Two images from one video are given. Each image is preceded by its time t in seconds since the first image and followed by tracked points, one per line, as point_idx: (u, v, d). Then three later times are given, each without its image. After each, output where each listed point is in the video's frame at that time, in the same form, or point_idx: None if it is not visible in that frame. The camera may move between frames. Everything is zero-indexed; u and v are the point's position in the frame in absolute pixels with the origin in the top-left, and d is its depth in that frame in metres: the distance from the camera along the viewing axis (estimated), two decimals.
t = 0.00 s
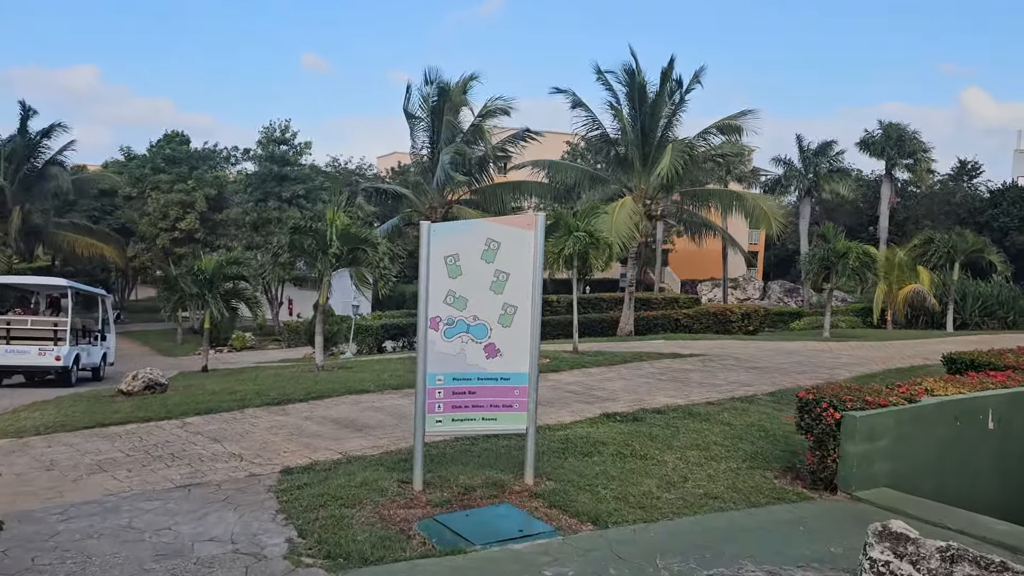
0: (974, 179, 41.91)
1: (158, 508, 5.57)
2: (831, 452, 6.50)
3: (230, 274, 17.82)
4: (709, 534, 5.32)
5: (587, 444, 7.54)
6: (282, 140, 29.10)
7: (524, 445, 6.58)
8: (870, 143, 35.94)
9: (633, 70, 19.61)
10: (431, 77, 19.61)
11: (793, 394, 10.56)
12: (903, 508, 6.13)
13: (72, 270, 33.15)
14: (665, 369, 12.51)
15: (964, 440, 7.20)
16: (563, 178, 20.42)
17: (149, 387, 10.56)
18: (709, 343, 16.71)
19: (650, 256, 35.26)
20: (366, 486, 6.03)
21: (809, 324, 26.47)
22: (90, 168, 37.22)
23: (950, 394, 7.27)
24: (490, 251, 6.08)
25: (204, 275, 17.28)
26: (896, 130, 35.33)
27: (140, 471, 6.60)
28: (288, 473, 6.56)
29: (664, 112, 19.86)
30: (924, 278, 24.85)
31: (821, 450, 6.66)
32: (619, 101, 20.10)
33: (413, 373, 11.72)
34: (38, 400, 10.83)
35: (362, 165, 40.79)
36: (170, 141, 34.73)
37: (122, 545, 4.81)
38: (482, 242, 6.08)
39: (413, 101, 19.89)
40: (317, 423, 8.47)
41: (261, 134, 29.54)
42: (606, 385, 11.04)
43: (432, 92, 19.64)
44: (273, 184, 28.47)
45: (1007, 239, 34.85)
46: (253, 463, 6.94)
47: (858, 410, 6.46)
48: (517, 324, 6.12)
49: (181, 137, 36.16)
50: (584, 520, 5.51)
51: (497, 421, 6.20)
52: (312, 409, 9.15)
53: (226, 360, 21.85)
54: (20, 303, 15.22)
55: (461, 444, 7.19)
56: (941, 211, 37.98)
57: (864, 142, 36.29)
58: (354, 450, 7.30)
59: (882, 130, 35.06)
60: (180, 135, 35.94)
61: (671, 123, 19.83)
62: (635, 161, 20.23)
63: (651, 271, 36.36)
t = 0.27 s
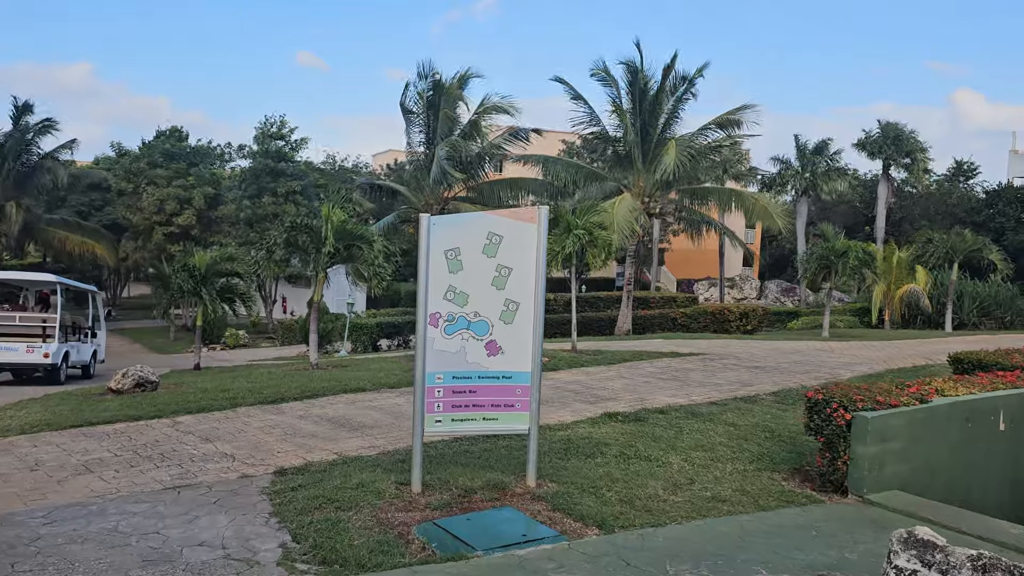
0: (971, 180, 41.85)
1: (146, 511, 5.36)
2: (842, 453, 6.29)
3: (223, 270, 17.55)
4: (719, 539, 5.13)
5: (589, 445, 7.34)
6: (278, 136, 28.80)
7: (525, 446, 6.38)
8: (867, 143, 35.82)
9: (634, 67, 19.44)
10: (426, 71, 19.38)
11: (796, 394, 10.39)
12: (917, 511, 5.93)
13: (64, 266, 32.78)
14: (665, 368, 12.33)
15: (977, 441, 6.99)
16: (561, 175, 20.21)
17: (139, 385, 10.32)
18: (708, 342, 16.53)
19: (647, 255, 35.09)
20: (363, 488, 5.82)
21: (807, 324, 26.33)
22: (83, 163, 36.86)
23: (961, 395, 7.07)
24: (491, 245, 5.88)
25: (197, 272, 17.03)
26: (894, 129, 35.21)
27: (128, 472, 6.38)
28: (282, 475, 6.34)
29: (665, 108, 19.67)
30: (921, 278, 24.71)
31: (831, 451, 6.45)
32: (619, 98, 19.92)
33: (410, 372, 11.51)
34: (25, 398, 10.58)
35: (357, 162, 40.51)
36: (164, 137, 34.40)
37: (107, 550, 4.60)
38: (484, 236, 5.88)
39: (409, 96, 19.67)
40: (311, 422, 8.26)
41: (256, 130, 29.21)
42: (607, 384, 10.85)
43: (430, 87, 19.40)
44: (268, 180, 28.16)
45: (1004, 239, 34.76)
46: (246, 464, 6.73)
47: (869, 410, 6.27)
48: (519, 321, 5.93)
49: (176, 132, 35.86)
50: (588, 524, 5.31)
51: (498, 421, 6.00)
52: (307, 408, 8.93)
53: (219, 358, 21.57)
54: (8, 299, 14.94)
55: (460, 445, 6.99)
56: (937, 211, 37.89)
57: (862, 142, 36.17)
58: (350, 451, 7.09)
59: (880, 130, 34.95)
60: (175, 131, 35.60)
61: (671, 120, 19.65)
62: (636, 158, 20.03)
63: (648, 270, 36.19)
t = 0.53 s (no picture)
0: (976, 179, 41.54)
1: (140, 517, 5.17)
2: (860, 458, 6.04)
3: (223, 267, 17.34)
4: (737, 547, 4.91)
5: (598, 448, 7.12)
6: (279, 131, 28.55)
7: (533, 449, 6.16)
8: (873, 140, 35.53)
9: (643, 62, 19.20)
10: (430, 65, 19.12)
11: (806, 395, 10.20)
12: (939, 518, 5.67)
13: (64, 262, 32.57)
14: (672, 368, 12.13)
15: (1000, 443, 6.70)
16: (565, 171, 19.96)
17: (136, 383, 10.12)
18: (713, 341, 16.32)
19: (650, 253, 34.85)
20: (365, 493, 5.62)
21: (812, 324, 26.10)
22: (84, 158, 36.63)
23: (982, 397, 6.77)
24: (499, 241, 5.67)
25: (197, 269, 16.77)
26: (900, 127, 34.93)
27: (123, 475, 6.19)
28: (282, 479, 6.15)
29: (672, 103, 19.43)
30: (928, 277, 24.44)
31: (848, 455, 6.21)
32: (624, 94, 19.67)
33: (413, 371, 11.31)
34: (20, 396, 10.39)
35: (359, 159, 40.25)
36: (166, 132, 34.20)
37: (98, 558, 4.41)
38: (491, 232, 5.67)
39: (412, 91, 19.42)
40: (312, 423, 8.06)
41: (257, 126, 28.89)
42: (613, 384, 10.65)
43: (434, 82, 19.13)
44: (269, 175, 27.89)
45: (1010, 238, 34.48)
46: (244, 467, 6.52)
47: (888, 413, 5.99)
48: (527, 320, 5.72)
49: (178, 127, 35.65)
50: (599, 532, 5.09)
51: (506, 423, 5.79)
52: (308, 408, 8.74)
53: (220, 356, 21.37)
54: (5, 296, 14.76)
55: (465, 448, 6.78)
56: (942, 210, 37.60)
57: (868, 140, 35.89)
58: (352, 453, 6.89)
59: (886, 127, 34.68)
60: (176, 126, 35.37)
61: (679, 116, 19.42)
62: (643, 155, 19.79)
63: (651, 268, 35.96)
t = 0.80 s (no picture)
0: (983, 178, 41.25)
1: (133, 522, 4.99)
2: (879, 461, 5.83)
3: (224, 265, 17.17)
4: (753, 554, 4.72)
5: (606, 449, 6.93)
6: (281, 129, 28.42)
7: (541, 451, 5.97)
8: (879, 139, 35.29)
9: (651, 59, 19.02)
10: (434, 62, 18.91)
11: (817, 395, 9.99)
12: (962, 523, 5.46)
13: (67, 261, 32.48)
14: (679, 368, 11.94)
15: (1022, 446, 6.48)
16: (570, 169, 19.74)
17: (135, 382, 9.95)
18: (720, 341, 16.11)
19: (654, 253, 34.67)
20: (367, 497, 5.43)
21: (818, 324, 25.89)
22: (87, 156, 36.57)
23: (1004, 398, 6.57)
24: (507, 236, 5.48)
25: (198, 268, 16.57)
26: (906, 126, 34.69)
27: (118, 477, 6.02)
28: (282, 481, 5.96)
29: (679, 101, 19.26)
30: (936, 277, 24.18)
31: (867, 458, 5.99)
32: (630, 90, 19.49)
33: (416, 371, 11.13)
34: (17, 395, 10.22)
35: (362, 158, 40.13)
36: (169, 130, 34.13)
37: (88, 565, 4.23)
38: (499, 227, 5.49)
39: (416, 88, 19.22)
40: (313, 423, 7.87)
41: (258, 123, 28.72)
42: (620, 384, 10.46)
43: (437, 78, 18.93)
44: (271, 173, 27.74)
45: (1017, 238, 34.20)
46: (243, 469, 6.35)
47: (908, 415, 5.79)
48: (536, 317, 5.54)
49: (180, 125, 35.51)
50: (610, 538, 4.90)
51: (513, 425, 5.60)
52: (309, 408, 8.55)
53: (221, 355, 21.21)
54: (4, 293, 14.61)
55: (471, 450, 6.59)
56: (948, 210, 37.31)
57: (874, 139, 35.65)
58: (354, 455, 6.71)
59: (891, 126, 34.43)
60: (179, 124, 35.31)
61: (686, 113, 19.24)
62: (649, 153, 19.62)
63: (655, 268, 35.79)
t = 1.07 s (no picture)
0: (980, 173, 41.17)
1: (120, 527, 4.79)
2: (893, 461, 5.66)
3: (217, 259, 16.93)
4: (766, 559, 4.53)
5: (610, 449, 6.74)
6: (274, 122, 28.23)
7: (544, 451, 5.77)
8: (876, 134, 35.17)
9: (649, 52, 18.82)
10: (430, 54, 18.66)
11: (822, 392, 9.83)
12: (980, 525, 5.30)
13: (59, 256, 32.20)
14: (680, 364, 11.77)
15: None
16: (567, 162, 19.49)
17: (125, 380, 9.74)
18: (720, 337, 15.95)
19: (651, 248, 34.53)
20: (365, 499, 5.24)
21: (816, 319, 25.77)
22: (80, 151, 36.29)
23: (1017, 395, 6.41)
24: (509, 229, 5.28)
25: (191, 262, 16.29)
26: (903, 120, 34.57)
27: (105, 479, 5.81)
28: (275, 483, 5.76)
29: (677, 93, 19.06)
30: (937, 272, 24.04)
31: (880, 458, 5.82)
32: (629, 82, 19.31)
33: (414, 367, 10.94)
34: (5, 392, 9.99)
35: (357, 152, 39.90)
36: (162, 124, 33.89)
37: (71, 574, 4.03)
38: (501, 219, 5.28)
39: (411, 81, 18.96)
40: (308, 422, 7.67)
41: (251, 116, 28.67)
42: (621, 381, 10.28)
43: (433, 70, 18.72)
44: (264, 166, 27.49)
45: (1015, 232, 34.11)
46: (236, 470, 6.15)
47: (923, 414, 5.62)
48: (539, 313, 5.35)
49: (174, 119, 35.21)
50: (616, 542, 4.71)
51: (516, 424, 5.41)
52: (304, 405, 8.35)
53: (215, 351, 20.99)
54: None
55: (471, 450, 6.40)
56: (945, 204, 37.20)
57: (871, 133, 35.53)
58: (351, 455, 6.51)
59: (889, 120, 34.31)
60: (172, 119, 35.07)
61: (685, 106, 19.03)
62: (648, 146, 19.42)
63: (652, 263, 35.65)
